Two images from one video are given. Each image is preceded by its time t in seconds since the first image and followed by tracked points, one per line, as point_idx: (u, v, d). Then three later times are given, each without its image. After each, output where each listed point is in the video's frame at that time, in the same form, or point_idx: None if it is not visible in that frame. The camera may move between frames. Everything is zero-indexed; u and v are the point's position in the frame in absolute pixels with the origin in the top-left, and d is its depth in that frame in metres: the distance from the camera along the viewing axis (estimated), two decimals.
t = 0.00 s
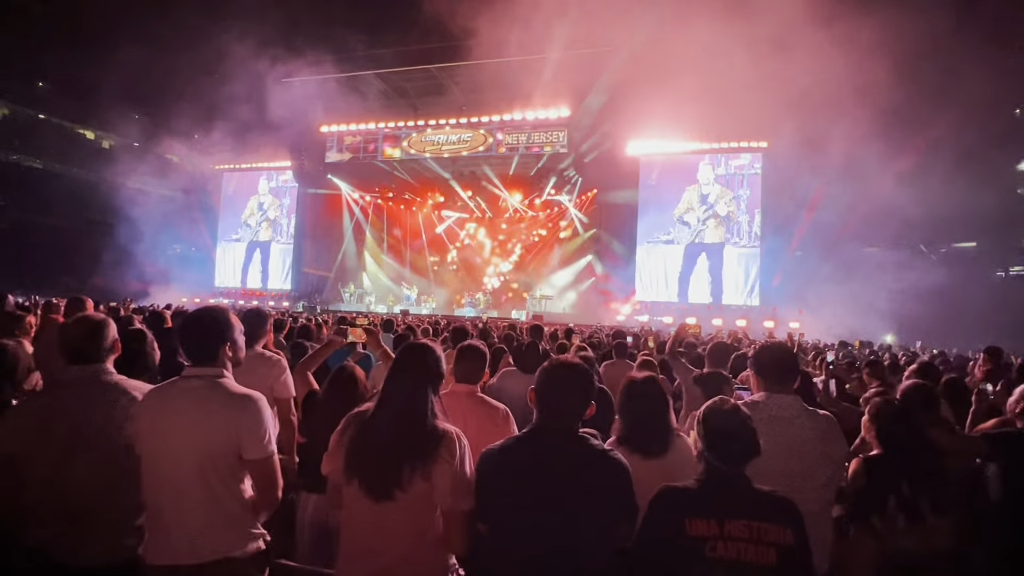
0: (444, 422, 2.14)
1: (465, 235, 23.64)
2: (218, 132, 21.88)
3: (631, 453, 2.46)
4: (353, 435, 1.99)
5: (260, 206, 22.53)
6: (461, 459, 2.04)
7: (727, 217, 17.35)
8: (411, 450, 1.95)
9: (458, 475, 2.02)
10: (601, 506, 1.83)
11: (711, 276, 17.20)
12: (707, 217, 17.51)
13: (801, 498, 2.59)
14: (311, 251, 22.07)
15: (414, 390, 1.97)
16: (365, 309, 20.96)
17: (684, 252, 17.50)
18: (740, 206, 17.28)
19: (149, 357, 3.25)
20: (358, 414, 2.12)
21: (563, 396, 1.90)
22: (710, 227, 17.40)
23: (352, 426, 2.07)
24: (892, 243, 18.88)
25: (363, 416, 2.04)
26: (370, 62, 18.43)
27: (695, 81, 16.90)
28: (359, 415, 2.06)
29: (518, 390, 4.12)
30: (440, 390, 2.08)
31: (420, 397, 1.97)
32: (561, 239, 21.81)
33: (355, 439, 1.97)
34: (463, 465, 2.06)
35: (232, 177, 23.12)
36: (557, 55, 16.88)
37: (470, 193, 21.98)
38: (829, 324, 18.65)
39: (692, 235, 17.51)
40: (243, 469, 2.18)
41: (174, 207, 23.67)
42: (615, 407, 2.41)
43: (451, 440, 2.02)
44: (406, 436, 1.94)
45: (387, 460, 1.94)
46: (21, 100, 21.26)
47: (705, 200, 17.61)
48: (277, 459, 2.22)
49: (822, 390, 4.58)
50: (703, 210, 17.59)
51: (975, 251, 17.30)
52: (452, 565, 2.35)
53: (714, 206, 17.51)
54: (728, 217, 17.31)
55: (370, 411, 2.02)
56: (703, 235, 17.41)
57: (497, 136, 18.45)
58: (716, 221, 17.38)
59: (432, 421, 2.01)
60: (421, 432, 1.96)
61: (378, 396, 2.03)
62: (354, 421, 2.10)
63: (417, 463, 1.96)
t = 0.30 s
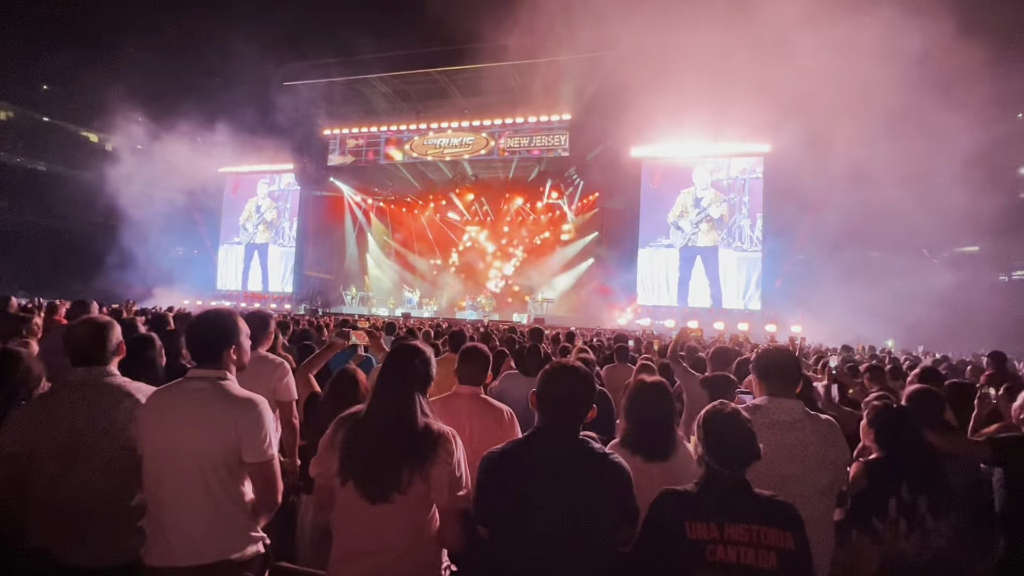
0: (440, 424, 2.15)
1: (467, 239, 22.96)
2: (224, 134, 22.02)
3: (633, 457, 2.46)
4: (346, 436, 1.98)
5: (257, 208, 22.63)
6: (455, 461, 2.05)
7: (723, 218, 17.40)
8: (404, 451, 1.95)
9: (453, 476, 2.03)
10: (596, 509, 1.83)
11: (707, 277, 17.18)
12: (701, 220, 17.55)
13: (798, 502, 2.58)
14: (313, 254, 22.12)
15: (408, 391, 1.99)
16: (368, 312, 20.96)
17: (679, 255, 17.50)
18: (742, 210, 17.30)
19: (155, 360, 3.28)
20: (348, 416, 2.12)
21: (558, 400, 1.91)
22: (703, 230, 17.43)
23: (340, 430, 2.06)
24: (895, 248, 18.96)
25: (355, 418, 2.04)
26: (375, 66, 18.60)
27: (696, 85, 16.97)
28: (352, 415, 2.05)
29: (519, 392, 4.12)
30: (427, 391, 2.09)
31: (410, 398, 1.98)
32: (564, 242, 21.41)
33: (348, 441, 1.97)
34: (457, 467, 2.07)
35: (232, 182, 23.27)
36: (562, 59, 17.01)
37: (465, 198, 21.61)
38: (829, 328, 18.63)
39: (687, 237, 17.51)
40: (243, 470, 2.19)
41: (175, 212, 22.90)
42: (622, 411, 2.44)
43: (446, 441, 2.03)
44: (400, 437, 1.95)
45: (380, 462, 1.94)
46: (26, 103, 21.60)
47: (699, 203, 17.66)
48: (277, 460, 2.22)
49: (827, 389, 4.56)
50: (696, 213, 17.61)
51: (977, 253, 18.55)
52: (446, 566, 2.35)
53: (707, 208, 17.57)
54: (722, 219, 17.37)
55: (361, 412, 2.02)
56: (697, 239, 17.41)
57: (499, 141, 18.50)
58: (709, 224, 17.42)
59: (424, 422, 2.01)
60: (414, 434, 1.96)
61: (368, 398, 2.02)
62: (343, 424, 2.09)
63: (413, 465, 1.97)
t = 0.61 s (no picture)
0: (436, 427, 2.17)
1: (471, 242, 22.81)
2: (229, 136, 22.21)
3: (639, 462, 2.45)
4: (338, 440, 1.99)
5: (258, 212, 22.60)
6: (451, 461, 2.07)
7: (725, 222, 17.37)
8: (397, 454, 1.96)
9: (449, 476, 2.05)
10: (593, 512, 1.84)
11: (706, 282, 17.22)
12: (700, 224, 17.53)
13: (799, 506, 2.61)
14: (316, 256, 22.04)
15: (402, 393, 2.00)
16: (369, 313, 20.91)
17: (678, 259, 17.52)
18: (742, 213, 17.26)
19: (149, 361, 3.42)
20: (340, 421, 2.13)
21: (554, 403, 1.92)
22: (702, 235, 17.44)
23: (333, 434, 2.07)
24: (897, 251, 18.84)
25: (348, 421, 2.05)
26: (380, 69, 18.83)
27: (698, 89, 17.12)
28: (343, 421, 2.05)
29: (520, 396, 4.13)
30: (415, 393, 2.11)
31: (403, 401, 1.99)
32: (566, 243, 21.30)
33: (342, 444, 1.97)
34: (453, 467, 2.09)
35: (237, 184, 22.98)
36: (565, 62, 17.22)
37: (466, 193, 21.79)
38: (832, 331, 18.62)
39: (684, 242, 17.55)
40: (244, 474, 2.20)
41: (179, 212, 22.69)
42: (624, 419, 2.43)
43: (442, 442, 2.06)
44: (394, 440, 1.95)
45: (374, 465, 1.94)
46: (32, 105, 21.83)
47: (698, 208, 17.62)
48: (278, 464, 2.23)
49: (828, 393, 4.57)
50: (695, 218, 17.59)
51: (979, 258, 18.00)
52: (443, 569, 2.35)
53: (708, 212, 17.56)
54: (725, 222, 17.34)
55: (353, 416, 2.02)
56: (695, 244, 17.42)
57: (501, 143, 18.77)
58: (710, 228, 17.41)
59: (418, 424, 2.03)
60: (408, 436, 1.98)
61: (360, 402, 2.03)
62: (336, 428, 2.10)
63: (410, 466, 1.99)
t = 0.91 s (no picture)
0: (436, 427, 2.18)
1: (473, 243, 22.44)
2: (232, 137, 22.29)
3: (641, 464, 2.47)
4: (336, 440, 2.01)
5: (263, 213, 22.53)
6: (452, 461, 2.08)
7: (731, 224, 17.28)
8: (395, 454, 1.98)
9: (450, 475, 2.05)
10: (592, 512, 1.85)
11: (714, 284, 17.14)
12: (706, 227, 17.44)
13: (797, 510, 2.59)
14: (317, 257, 22.27)
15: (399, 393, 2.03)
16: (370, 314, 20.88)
17: (684, 261, 17.46)
18: (745, 215, 17.22)
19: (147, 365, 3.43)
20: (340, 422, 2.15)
21: (551, 404, 1.94)
22: (708, 236, 17.33)
23: (331, 435, 2.08)
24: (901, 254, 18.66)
25: (346, 422, 2.07)
26: (385, 70, 18.94)
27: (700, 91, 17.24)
28: (341, 423, 2.06)
29: (522, 398, 4.14)
30: (413, 393, 2.13)
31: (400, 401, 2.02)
32: (569, 246, 21.09)
33: (341, 444, 2.00)
34: (454, 467, 2.10)
35: (240, 184, 23.14)
36: (569, 64, 17.35)
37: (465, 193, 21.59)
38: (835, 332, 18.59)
39: (690, 244, 17.46)
40: (247, 475, 2.21)
41: (183, 212, 23.90)
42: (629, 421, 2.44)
43: (443, 441, 2.07)
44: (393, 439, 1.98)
45: (373, 466, 1.97)
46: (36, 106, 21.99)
47: (705, 209, 17.53)
48: (281, 465, 2.24)
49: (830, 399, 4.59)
50: (701, 220, 17.50)
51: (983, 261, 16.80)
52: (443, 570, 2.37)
53: (714, 214, 17.44)
54: (730, 223, 17.26)
55: (351, 416, 2.05)
56: (701, 245, 17.35)
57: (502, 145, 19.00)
58: (716, 230, 17.29)
59: (416, 424, 2.05)
60: (405, 436, 2.01)
61: (358, 403, 2.06)
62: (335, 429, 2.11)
63: (410, 465, 2.01)
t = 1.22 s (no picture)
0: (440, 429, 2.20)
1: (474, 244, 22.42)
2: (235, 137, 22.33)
3: (640, 464, 2.48)
4: (341, 443, 2.03)
5: (270, 213, 22.44)
6: (458, 463, 2.10)
7: (740, 226, 17.19)
8: (399, 455, 2.00)
9: (455, 477, 2.06)
10: (596, 513, 1.86)
11: (720, 287, 17.09)
12: (717, 229, 17.35)
13: (798, 512, 2.60)
14: (318, 259, 22.33)
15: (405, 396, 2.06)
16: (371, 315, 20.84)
17: (693, 263, 17.38)
18: (750, 216, 17.13)
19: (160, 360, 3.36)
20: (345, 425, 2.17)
21: (552, 407, 1.94)
22: (720, 239, 17.26)
23: (337, 437, 2.11)
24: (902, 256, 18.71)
25: (351, 425, 2.09)
26: (388, 71, 18.96)
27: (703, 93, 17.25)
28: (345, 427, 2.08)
29: (523, 399, 4.15)
30: (421, 396, 2.15)
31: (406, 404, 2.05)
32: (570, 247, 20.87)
33: (345, 446, 2.02)
34: (460, 468, 2.12)
35: (243, 184, 23.09)
36: (572, 66, 17.36)
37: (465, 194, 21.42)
38: (839, 333, 18.62)
39: (702, 246, 17.39)
40: (252, 474, 2.23)
41: (186, 213, 24.17)
42: (630, 421, 2.46)
43: (447, 442, 2.09)
44: (397, 441, 2.01)
45: (377, 467, 1.98)
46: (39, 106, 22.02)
47: (715, 211, 17.42)
48: (286, 465, 2.25)
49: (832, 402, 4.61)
50: (712, 222, 17.41)
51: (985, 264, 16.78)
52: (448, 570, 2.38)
53: (724, 216, 17.34)
54: (739, 225, 17.17)
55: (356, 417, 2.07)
56: (713, 248, 17.26)
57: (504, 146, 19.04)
58: (726, 232, 17.23)
59: (422, 425, 2.07)
60: (410, 437, 2.02)
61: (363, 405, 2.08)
62: (341, 433, 2.13)
63: (413, 466, 2.02)
